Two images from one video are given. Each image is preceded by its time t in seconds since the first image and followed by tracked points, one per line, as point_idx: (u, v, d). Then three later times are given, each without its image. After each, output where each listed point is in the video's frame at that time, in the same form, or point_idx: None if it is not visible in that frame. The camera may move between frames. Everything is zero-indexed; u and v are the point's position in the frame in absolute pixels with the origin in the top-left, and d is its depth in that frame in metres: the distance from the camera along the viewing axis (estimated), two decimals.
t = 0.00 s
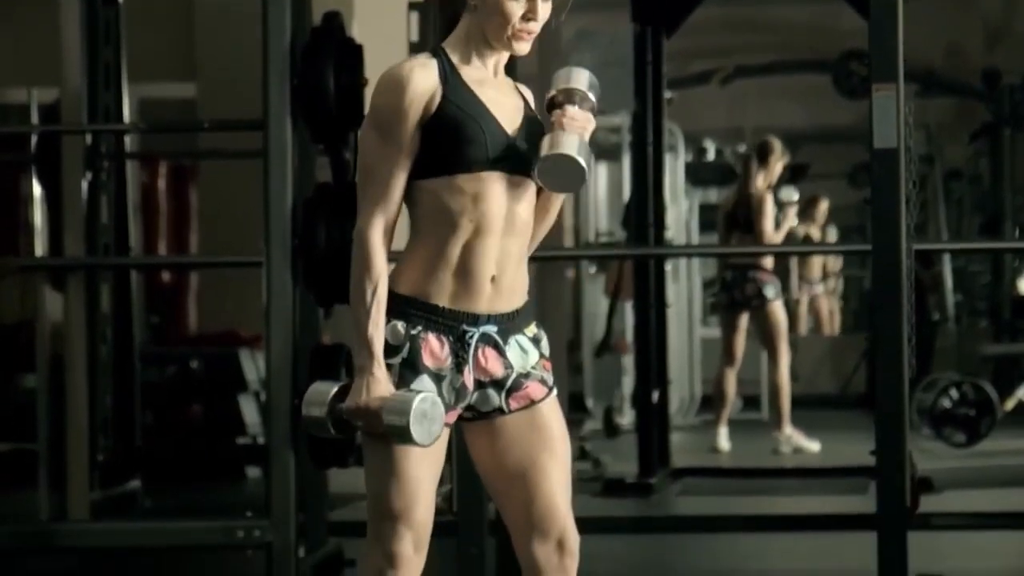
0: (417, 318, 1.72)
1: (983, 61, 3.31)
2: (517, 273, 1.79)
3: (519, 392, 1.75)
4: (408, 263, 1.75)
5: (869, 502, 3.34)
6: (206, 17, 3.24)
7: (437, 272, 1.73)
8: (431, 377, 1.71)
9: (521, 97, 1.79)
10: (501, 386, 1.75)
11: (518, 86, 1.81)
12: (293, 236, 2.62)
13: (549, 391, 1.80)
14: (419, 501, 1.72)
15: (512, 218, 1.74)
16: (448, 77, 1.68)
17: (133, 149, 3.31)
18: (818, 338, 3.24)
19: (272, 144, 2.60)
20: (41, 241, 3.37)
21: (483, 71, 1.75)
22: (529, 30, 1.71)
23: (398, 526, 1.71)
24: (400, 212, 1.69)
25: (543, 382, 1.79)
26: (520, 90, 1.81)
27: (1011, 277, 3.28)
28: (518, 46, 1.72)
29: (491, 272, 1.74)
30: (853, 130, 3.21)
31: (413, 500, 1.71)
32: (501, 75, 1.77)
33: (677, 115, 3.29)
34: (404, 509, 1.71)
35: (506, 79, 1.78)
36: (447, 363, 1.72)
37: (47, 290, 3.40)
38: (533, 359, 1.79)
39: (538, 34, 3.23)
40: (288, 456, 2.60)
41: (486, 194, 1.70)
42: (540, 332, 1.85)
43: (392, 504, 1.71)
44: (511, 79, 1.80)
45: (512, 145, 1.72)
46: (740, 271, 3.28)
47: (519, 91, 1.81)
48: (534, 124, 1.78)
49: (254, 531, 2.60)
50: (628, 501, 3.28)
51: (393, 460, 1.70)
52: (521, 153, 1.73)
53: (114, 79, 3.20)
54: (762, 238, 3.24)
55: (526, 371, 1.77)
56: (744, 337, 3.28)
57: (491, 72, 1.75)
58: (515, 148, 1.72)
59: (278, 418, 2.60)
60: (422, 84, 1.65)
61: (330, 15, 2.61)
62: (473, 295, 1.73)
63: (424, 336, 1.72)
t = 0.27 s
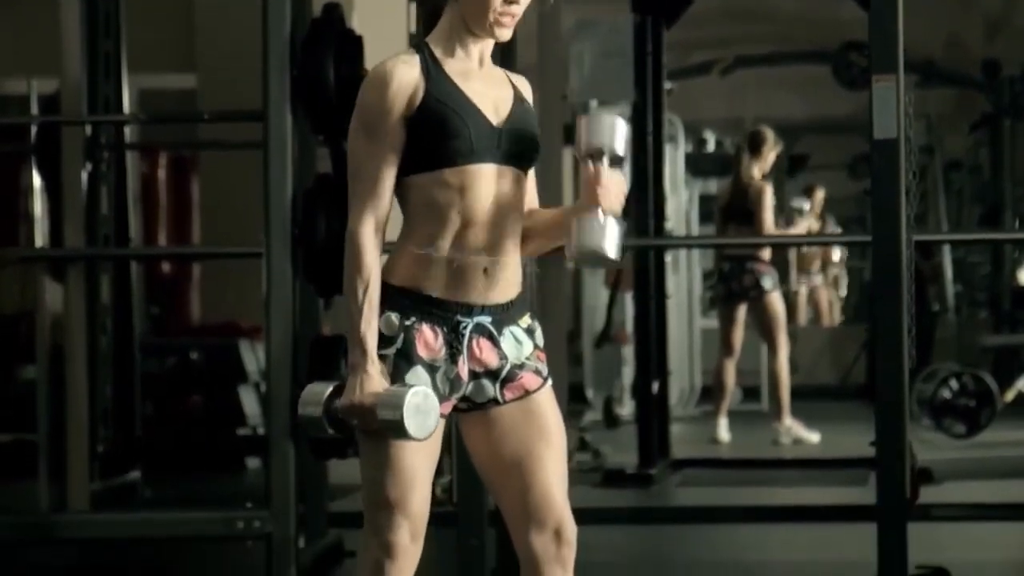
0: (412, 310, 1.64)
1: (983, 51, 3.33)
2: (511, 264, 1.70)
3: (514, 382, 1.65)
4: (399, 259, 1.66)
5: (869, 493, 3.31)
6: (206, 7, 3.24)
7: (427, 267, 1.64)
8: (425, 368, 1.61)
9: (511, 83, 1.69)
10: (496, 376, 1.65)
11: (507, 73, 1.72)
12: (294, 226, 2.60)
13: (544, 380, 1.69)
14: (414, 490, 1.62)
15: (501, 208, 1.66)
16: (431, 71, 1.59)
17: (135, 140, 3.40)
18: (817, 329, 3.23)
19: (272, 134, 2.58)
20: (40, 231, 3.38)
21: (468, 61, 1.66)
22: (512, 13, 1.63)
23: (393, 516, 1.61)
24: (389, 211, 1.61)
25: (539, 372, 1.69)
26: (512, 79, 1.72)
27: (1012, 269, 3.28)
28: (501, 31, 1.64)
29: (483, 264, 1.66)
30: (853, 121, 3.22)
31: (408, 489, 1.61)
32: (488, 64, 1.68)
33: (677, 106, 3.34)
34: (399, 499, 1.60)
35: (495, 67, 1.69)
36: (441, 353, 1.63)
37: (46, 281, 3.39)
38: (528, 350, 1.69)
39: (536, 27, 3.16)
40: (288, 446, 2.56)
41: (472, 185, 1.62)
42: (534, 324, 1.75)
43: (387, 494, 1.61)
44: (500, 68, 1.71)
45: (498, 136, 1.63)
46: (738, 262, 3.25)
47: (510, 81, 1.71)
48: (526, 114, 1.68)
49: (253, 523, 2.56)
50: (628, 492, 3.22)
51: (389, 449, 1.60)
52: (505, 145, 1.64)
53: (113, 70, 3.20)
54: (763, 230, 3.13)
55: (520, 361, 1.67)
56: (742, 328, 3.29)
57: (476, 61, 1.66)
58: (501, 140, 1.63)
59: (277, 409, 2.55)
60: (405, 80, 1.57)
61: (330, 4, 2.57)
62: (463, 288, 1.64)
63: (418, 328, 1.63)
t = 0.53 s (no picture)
0: (407, 299, 1.55)
1: (984, 39, 3.36)
2: (513, 255, 1.61)
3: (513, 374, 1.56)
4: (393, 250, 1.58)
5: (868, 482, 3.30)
6: None
7: (419, 260, 1.55)
8: (420, 358, 1.54)
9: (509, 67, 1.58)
10: (494, 367, 1.56)
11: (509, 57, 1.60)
12: (294, 216, 2.60)
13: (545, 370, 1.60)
14: (412, 478, 1.54)
15: (494, 200, 1.55)
16: (416, 60, 1.52)
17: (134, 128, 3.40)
18: (817, 319, 3.28)
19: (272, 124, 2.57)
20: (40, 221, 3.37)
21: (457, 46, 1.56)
22: None
23: (390, 507, 1.53)
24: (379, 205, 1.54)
25: (540, 362, 1.59)
26: (513, 61, 1.61)
27: (1011, 257, 3.27)
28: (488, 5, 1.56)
29: (477, 253, 1.55)
30: (852, 111, 3.25)
31: (405, 477, 1.54)
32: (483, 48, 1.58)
33: (677, 96, 3.32)
34: (396, 489, 1.53)
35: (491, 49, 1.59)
36: (438, 343, 1.55)
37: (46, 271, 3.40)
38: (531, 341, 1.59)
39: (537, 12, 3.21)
40: (288, 435, 2.53)
41: (462, 175, 1.52)
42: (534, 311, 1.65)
43: (385, 484, 1.53)
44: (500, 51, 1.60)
45: (485, 124, 1.52)
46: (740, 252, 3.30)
47: (509, 65, 1.59)
48: (520, 101, 1.56)
49: (254, 511, 2.57)
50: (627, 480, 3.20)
51: (386, 437, 1.53)
52: (492, 135, 1.53)
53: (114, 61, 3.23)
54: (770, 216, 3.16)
55: (521, 352, 1.57)
56: (741, 318, 3.34)
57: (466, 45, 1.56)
58: (489, 128, 1.53)
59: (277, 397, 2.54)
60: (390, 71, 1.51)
61: None
62: (458, 278, 1.55)
63: (414, 316, 1.55)
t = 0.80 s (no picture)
0: (412, 286, 1.57)
1: (982, 27, 3.34)
2: (520, 246, 1.61)
3: (517, 363, 1.57)
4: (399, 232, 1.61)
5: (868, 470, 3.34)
6: None
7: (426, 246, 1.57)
8: (423, 346, 1.55)
9: (526, 58, 1.57)
10: (499, 355, 1.57)
11: (528, 46, 1.59)
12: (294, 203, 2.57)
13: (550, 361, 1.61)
14: (414, 467, 1.54)
15: (501, 193, 1.56)
16: (427, 53, 1.52)
17: (133, 115, 3.41)
18: (818, 305, 3.25)
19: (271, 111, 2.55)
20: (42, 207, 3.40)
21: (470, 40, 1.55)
22: None
23: (394, 493, 1.54)
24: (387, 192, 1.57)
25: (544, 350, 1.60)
26: (531, 50, 1.59)
27: (1011, 244, 3.28)
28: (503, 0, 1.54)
29: (482, 244, 1.56)
30: (851, 99, 3.24)
31: (408, 465, 1.54)
32: (496, 41, 1.57)
33: (677, 83, 3.33)
34: (400, 476, 1.53)
35: (507, 40, 1.58)
36: (440, 331, 1.56)
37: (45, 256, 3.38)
38: (534, 328, 1.60)
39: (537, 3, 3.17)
40: (288, 422, 2.53)
41: (468, 171, 1.53)
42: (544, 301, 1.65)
43: (388, 471, 1.54)
44: (518, 42, 1.59)
45: (491, 120, 1.53)
46: (743, 237, 3.27)
47: (526, 53, 1.58)
48: (533, 93, 1.54)
49: (254, 498, 2.56)
50: (628, 468, 3.23)
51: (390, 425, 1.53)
52: (499, 130, 1.53)
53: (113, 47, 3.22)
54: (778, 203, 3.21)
55: (523, 339, 1.58)
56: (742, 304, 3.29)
57: (479, 39, 1.56)
58: (495, 124, 1.53)
59: (277, 382, 2.53)
60: (399, 63, 1.52)
61: None
62: (464, 268, 1.56)
63: (418, 304, 1.57)
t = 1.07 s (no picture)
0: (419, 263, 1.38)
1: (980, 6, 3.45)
2: (524, 221, 1.42)
3: (522, 345, 1.39)
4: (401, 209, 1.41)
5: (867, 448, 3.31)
6: None
7: (425, 223, 1.38)
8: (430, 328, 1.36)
9: (532, 36, 1.37)
10: (504, 335, 1.39)
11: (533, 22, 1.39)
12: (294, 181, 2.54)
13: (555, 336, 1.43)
14: (419, 447, 1.39)
15: (508, 175, 1.37)
16: (439, 34, 1.32)
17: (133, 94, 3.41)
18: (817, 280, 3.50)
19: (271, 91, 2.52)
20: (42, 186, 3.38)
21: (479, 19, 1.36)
22: None
23: (399, 475, 1.39)
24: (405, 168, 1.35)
25: (551, 328, 1.43)
26: (537, 28, 1.39)
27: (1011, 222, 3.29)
28: None
29: (487, 222, 1.38)
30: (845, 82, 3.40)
31: (412, 445, 1.38)
32: (503, 21, 1.37)
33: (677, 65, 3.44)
34: (406, 457, 1.38)
35: (512, 19, 1.38)
36: (447, 311, 1.38)
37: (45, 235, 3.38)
38: (540, 306, 1.42)
39: None
40: (288, 400, 2.50)
41: (476, 153, 1.34)
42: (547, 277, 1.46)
43: (394, 451, 1.38)
44: (523, 21, 1.39)
45: (503, 104, 1.34)
46: (744, 216, 3.26)
47: (532, 33, 1.38)
48: (544, 76, 1.36)
49: (254, 477, 2.52)
50: (628, 446, 3.22)
51: (397, 401, 1.38)
52: (510, 115, 1.34)
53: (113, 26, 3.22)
54: (778, 180, 3.21)
55: (531, 318, 1.41)
56: (743, 282, 3.32)
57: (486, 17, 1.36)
58: (505, 108, 1.34)
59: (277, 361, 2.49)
60: (413, 45, 1.31)
61: None
62: (470, 248, 1.37)
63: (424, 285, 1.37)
